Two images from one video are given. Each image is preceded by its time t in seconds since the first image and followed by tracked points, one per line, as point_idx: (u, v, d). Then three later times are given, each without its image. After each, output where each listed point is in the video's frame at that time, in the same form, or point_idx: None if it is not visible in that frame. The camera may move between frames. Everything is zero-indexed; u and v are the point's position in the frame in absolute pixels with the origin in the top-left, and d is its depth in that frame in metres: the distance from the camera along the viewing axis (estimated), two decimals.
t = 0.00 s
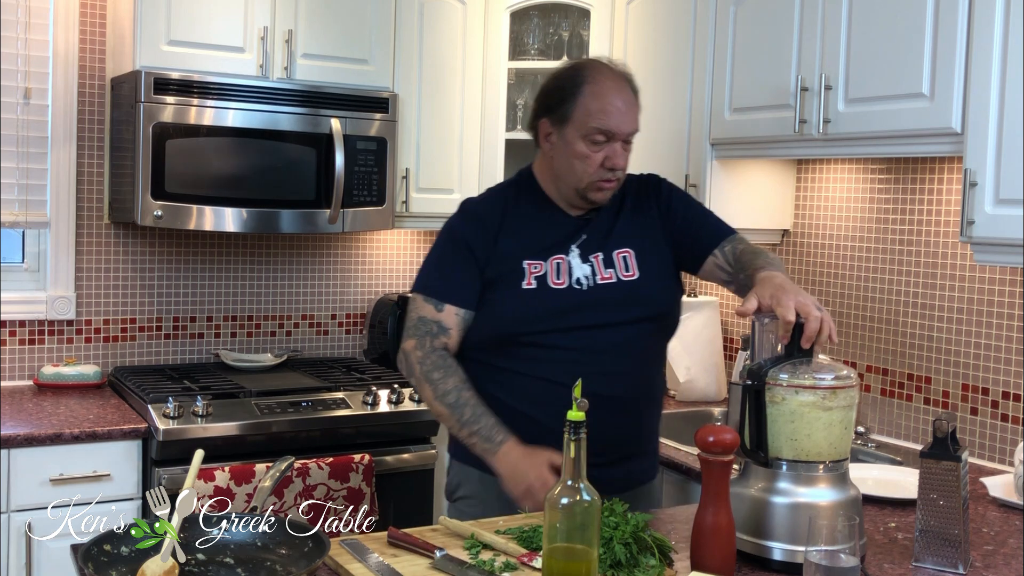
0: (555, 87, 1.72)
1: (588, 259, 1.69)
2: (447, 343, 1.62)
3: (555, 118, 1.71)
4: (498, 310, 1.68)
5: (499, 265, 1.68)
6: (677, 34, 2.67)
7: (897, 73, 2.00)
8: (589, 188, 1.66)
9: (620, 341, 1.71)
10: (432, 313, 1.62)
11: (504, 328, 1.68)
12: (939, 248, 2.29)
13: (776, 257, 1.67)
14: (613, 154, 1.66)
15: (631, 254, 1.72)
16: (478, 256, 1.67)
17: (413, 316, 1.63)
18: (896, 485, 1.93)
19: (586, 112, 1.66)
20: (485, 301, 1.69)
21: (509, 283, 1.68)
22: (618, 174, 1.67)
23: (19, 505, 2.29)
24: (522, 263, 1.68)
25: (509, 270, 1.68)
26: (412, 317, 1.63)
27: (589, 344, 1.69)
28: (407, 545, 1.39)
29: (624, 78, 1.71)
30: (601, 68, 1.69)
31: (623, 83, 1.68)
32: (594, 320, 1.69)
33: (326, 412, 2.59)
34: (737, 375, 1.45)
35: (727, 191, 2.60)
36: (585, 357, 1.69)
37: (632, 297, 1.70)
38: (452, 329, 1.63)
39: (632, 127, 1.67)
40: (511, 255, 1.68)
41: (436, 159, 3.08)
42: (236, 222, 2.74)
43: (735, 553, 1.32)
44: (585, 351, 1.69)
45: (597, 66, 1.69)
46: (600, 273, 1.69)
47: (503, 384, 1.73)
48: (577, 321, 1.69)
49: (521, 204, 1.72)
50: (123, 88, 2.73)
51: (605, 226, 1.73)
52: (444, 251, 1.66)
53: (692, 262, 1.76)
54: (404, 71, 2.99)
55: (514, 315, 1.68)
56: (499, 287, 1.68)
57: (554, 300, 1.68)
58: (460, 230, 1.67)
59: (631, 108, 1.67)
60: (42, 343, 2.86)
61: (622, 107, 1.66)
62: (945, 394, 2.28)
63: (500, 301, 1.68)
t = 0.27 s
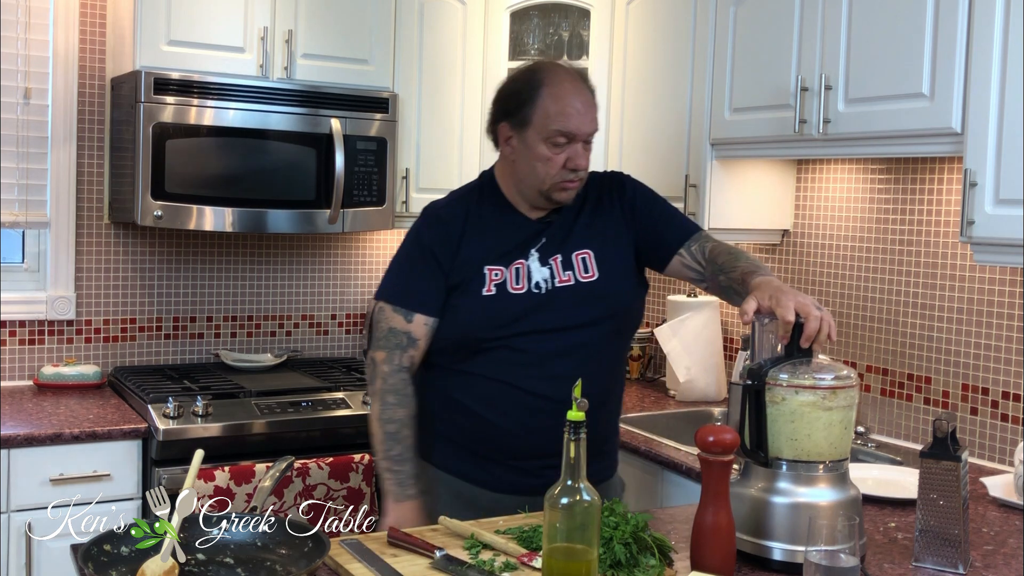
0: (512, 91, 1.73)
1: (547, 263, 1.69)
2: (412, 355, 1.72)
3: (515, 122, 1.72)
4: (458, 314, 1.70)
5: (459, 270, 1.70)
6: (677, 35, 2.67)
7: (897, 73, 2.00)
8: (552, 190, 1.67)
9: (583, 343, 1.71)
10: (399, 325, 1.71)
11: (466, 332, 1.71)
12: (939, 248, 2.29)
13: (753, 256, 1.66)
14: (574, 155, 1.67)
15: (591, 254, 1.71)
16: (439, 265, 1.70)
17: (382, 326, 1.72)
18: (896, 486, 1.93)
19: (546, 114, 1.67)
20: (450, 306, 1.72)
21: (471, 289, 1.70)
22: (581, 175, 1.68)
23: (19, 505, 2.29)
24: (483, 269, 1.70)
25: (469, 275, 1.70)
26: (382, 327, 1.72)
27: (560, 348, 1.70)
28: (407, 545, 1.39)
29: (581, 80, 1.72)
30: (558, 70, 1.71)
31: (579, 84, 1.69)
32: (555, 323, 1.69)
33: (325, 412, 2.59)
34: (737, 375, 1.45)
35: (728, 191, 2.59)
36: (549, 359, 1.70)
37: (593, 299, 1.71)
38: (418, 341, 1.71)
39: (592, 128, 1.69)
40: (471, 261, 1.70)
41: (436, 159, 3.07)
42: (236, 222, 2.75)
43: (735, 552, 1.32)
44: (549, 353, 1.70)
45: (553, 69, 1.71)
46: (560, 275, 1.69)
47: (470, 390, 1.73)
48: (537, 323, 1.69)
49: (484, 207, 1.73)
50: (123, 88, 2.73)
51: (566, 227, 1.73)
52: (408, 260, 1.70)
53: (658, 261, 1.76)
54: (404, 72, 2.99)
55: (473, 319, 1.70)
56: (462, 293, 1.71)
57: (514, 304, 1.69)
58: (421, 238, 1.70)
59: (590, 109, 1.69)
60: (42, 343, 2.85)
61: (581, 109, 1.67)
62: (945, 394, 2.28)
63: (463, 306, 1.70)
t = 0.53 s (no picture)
0: (485, 100, 1.77)
1: (520, 265, 1.73)
2: (372, 352, 1.79)
3: (489, 130, 1.76)
4: (432, 315, 1.75)
5: (433, 272, 1.75)
6: (677, 34, 2.67)
7: (897, 73, 2.00)
8: (525, 196, 1.70)
9: (553, 346, 1.74)
10: (365, 323, 1.77)
11: (438, 332, 1.75)
12: (939, 248, 2.29)
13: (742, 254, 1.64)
14: (548, 162, 1.70)
15: (563, 258, 1.74)
16: (410, 267, 1.75)
17: (350, 323, 1.79)
18: (895, 486, 1.93)
19: (519, 122, 1.70)
20: (420, 306, 1.77)
21: (443, 290, 1.75)
22: (555, 181, 1.71)
23: (19, 505, 2.29)
24: (456, 271, 1.74)
25: (443, 277, 1.74)
26: (350, 323, 1.79)
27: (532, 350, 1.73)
28: (407, 545, 1.39)
29: (554, 87, 1.75)
30: (530, 78, 1.73)
31: (552, 91, 1.72)
32: (526, 324, 1.73)
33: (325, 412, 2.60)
34: (736, 375, 1.45)
35: (727, 191, 2.60)
36: (523, 360, 1.73)
37: (565, 302, 1.73)
38: (380, 338, 1.78)
39: (565, 134, 1.71)
40: (445, 263, 1.74)
41: (436, 159, 3.07)
42: (236, 222, 2.75)
43: (735, 553, 1.32)
44: (522, 355, 1.73)
45: (524, 77, 1.74)
46: (531, 278, 1.73)
47: (448, 390, 1.76)
48: (508, 325, 1.73)
49: (460, 211, 1.77)
50: (123, 88, 2.73)
51: (541, 230, 1.76)
52: (380, 260, 1.76)
53: (640, 260, 1.76)
54: (404, 72, 2.99)
55: (444, 320, 1.74)
56: (432, 294, 1.76)
57: (486, 305, 1.72)
58: (395, 239, 1.75)
59: (563, 115, 1.71)
60: (42, 343, 2.85)
61: (553, 116, 1.69)
62: (946, 394, 2.28)
63: (433, 306, 1.75)
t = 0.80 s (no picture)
0: (478, 98, 1.78)
1: (507, 267, 1.73)
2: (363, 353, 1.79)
3: (482, 127, 1.76)
4: (421, 317, 1.75)
5: (421, 273, 1.75)
6: (678, 35, 2.67)
7: (897, 73, 2.00)
8: (519, 193, 1.70)
9: (542, 347, 1.74)
10: (355, 324, 1.78)
11: (425, 334, 1.75)
12: (939, 248, 2.29)
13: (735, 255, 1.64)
14: (541, 157, 1.71)
15: (549, 260, 1.74)
16: (399, 268, 1.75)
17: (341, 324, 1.80)
18: (895, 486, 1.93)
19: (513, 118, 1.71)
20: (408, 307, 1.77)
21: (430, 292, 1.74)
22: (547, 177, 1.72)
23: (19, 505, 2.29)
24: (443, 273, 1.74)
25: (430, 278, 1.74)
26: (342, 324, 1.80)
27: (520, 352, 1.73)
28: (407, 545, 1.39)
29: (545, 84, 1.77)
30: (522, 75, 1.75)
31: (544, 88, 1.74)
32: (513, 326, 1.73)
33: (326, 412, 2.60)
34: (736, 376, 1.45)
35: (727, 191, 2.60)
36: (511, 362, 1.73)
37: (550, 304, 1.73)
38: (371, 339, 1.78)
39: (557, 130, 1.73)
40: (434, 264, 1.74)
41: (436, 159, 3.07)
42: (236, 222, 2.75)
43: (735, 553, 1.32)
44: (510, 356, 1.73)
45: (517, 73, 1.75)
46: (517, 280, 1.73)
47: (438, 392, 1.76)
48: (495, 327, 1.73)
49: (450, 211, 1.77)
50: (123, 88, 2.73)
51: (527, 231, 1.76)
52: (369, 261, 1.75)
53: (631, 260, 1.77)
54: (404, 72, 2.99)
55: (432, 322, 1.74)
56: (421, 295, 1.76)
57: (474, 307, 1.72)
58: (384, 240, 1.75)
59: (555, 112, 1.73)
60: (42, 343, 2.85)
61: (546, 111, 1.71)
62: (945, 394, 2.28)
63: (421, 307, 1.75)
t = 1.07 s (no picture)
0: (479, 96, 1.78)
1: (503, 268, 1.73)
2: (361, 352, 1.79)
3: (483, 125, 1.76)
4: (417, 317, 1.74)
5: (418, 273, 1.74)
6: (678, 35, 2.67)
7: (897, 73, 2.00)
8: (519, 193, 1.70)
9: (539, 348, 1.74)
10: (353, 323, 1.77)
11: (421, 335, 1.75)
12: (939, 248, 2.29)
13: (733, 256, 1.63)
14: (542, 157, 1.72)
15: (545, 261, 1.75)
16: (395, 268, 1.75)
17: (338, 323, 1.79)
18: (896, 486, 1.93)
19: (514, 116, 1.71)
20: (405, 307, 1.77)
21: (426, 292, 1.74)
22: (547, 176, 1.72)
23: (19, 505, 2.29)
24: (440, 273, 1.74)
25: (427, 278, 1.74)
26: (338, 323, 1.79)
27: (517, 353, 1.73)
28: (407, 545, 1.39)
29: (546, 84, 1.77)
30: (524, 74, 1.76)
31: (545, 87, 1.74)
32: (509, 327, 1.73)
33: (326, 412, 2.60)
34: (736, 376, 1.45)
35: (727, 191, 2.60)
36: (506, 363, 1.73)
37: (546, 305, 1.73)
38: (368, 338, 1.78)
39: (558, 130, 1.73)
40: (430, 264, 1.74)
41: (436, 159, 3.07)
42: (236, 222, 2.75)
43: (735, 552, 1.32)
44: (505, 357, 1.73)
45: (518, 72, 1.76)
46: (513, 281, 1.73)
47: (434, 393, 1.76)
48: (491, 328, 1.73)
49: (448, 212, 1.77)
50: (123, 88, 2.73)
51: (523, 232, 1.76)
52: (366, 259, 1.75)
53: (627, 262, 1.76)
54: (404, 72, 2.99)
55: (429, 323, 1.74)
56: (417, 295, 1.76)
57: (470, 308, 1.72)
58: (381, 239, 1.74)
59: (556, 112, 1.74)
60: (42, 343, 2.85)
61: (547, 111, 1.71)
62: (946, 394, 2.28)
63: (417, 307, 1.75)
